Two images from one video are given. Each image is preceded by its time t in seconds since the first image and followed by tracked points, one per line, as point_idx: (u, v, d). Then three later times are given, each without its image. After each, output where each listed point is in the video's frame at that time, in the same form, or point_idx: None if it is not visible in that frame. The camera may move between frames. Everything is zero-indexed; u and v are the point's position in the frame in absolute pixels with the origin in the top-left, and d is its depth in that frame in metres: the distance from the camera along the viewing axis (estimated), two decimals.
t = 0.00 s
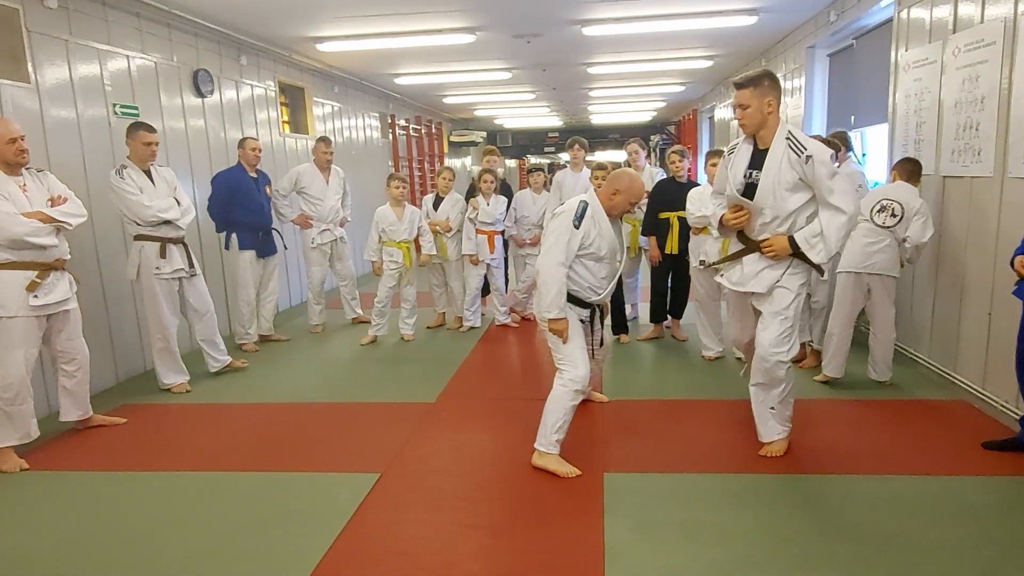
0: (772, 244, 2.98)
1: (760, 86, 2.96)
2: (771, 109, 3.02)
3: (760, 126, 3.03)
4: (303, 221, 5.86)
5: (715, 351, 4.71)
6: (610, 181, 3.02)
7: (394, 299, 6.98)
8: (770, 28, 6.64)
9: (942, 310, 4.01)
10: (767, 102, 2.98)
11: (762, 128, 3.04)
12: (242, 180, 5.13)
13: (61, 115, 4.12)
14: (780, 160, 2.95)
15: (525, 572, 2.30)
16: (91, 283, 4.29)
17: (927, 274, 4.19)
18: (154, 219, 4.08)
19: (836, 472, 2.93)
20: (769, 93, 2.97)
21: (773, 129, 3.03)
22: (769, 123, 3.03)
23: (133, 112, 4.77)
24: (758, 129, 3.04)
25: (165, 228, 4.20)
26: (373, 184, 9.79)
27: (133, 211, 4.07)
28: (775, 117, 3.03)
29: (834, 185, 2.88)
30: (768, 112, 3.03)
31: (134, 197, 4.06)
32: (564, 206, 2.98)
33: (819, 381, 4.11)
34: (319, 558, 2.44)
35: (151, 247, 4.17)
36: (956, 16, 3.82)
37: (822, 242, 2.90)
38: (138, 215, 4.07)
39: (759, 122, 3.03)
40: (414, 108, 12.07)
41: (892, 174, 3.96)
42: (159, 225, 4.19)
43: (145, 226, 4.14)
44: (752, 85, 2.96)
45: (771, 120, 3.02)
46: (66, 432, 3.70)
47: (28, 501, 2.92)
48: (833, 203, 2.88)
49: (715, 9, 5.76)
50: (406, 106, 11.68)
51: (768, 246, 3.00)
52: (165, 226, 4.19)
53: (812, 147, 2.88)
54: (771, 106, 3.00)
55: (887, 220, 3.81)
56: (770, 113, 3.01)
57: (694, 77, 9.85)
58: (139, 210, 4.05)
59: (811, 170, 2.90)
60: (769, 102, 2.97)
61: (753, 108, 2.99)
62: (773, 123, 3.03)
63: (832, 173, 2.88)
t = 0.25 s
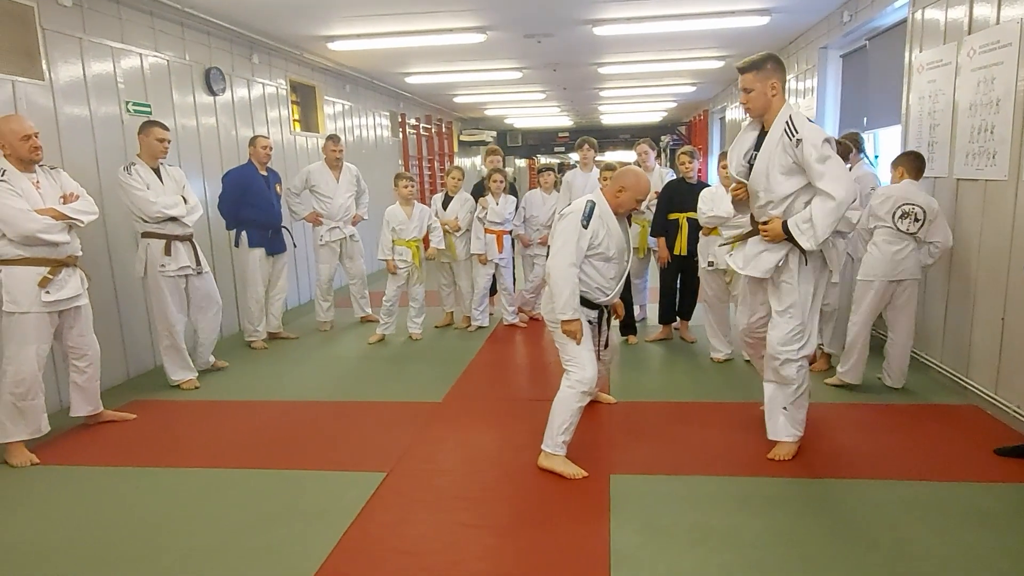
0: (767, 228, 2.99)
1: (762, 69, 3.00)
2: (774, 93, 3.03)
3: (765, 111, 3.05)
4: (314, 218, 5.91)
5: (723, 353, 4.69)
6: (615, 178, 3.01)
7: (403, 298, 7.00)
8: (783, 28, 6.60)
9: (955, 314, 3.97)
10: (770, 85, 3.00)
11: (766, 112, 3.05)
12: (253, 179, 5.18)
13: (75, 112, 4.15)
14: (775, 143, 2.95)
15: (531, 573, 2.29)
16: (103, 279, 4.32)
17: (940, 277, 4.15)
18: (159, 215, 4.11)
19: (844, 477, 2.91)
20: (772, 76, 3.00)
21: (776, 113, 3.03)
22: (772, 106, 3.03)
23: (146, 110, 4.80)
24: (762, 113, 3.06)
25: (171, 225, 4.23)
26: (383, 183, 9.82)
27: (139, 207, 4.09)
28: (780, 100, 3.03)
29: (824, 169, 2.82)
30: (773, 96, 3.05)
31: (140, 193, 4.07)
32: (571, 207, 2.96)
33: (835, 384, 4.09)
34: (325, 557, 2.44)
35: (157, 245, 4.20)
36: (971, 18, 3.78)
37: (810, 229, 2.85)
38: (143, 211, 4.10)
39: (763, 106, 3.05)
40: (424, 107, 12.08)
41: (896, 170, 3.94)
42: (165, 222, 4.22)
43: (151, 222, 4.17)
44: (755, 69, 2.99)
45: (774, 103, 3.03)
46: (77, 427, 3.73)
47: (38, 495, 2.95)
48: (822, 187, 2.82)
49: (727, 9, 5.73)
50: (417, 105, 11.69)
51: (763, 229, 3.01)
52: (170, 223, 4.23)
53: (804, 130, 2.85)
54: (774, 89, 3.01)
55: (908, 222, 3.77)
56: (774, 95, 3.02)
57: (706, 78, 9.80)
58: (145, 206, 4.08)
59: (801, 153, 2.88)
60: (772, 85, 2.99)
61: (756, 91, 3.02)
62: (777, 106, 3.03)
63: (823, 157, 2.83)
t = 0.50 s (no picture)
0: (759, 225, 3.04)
1: (767, 71, 2.99)
2: (780, 93, 3.01)
3: (770, 112, 3.04)
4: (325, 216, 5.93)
5: (732, 355, 4.67)
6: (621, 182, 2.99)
7: (410, 297, 7.02)
8: (794, 28, 6.56)
9: (966, 319, 3.94)
10: (775, 87, 2.99)
11: (772, 114, 3.05)
12: (263, 177, 5.20)
13: (87, 110, 4.18)
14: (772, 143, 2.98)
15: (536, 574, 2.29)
16: (113, 276, 4.35)
17: (951, 281, 4.12)
18: (169, 210, 4.12)
19: (852, 482, 2.89)
20: (777, 78, 2.98)
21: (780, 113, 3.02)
22: (776, 107, 3.02)
23: (157, 108, 4.83)
24: (768, 114, 3.06)
25: (179, 222, 4.25)
26: (392, 181, 9.84)
27: (147, 202, 4.11)
28: (785, 100, 3.01)
29: (807, 169, 2.81)
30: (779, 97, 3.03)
31: (149, 189, 4.09)
32: (573, 216, 2.95)
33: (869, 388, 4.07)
34: (331, 555, 2.44)
35: (165, 241, 4.22)
36: (985, 19, 3.74)
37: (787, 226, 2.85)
38: (153, 206, 4.11)
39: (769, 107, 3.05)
40: (434, 106, 12.09)
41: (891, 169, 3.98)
42: (174, 218, 4.24)
43: (160, 219, 4.19)
44: (759, 71, 2.99)
45: (778, 104, 3.01)
46: (86, 422, 3.75)
47: (48, 490, 2.97)
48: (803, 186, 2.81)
49: (738, 10, 5.70)
50: (426, 104, 11.71)
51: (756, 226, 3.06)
52: (179, 219, 4.25)
53: (792, 129, 2.85)
54: (779, 90, 3.00)
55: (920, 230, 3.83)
56: (778, 96, 3.00)
57: (716, 78, 9.76)
58: (154, 200, 4.09)
59: (790, 152, 2.88)
60: (775, 87, 2.97)
61: (761, 93, 3.02)
62: (780, 106, 3.01)
63: (807, 158, 2.81)
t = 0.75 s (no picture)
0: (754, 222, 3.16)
1: (765, 76, 3.06)
2: (779, 97, 3.08)
3: (771, 116, 3.11)
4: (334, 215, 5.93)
5: (737, 355, 4.66)
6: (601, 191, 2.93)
7: (415, 295, 7.03)
8: (801, 29, 6.54)
9: (972, 321, 3.92)
10: (773, 92, 3.06)
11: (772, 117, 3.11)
12: (268, 174, 5.21)
13: (94, 107, 4.20)
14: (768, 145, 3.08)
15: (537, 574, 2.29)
16: (118, 273, 4.37)
17: (957, 283, 4.10)
18: (173, 207, 4.14)
19: (855, 484, 2.88)
20: (775, 83, 3.05)
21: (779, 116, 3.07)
22: (775, 110, 3.08)
23: (164, 105, 4.84)
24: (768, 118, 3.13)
25: (183, 218, 4.26)
26: (397, 180, 9.85)
27: (153, 199, 4.13)
28: (784, 104, 3.07)
29: (793, 169, 2.89)
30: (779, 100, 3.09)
31: (155, 185, 4.12)
32: (548, 229, 2.98)
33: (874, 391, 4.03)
34: (332, 553, 2.44)
35: (168, 237, 4.22)
36: (993, 20, 3.72)
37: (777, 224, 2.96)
38: (157, 203, 4.13)
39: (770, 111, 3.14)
40: (440, 105, 12.10)
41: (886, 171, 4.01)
42: (178, 215, 4.25)
43: (164, 215, 4.20)
44: (757, 77, 3.07)
45: (777, 107, 3.07)
46: (91, 418, 3.77)
47: (53, 485, 2.99)
48: (788, 185, 2.90)
49: (744, 10, 5.68)
50: (432, 102, 11.72)
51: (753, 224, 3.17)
52: (183, 216, 4.26)
53: (781, 132, 2.94)
54: (777, 94, 3.07)
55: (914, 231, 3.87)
56: (776, 100, 3.07)
57: (723, 78, 9.73)
58: (159, 198, 4.12)
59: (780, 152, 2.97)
60: (774, 91, 3.05)
61: (761, 97, 3.09)
62: (778, 109, 3.07)
63: (794, 158, 2.89)
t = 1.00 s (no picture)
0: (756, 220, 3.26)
1: (769, 78, 3.12)
2: (782, 99, 3.13)
3: (774, 117, 3.16)
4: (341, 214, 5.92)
5: (741, 355, 4.66)
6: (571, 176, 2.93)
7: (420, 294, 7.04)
8: (807, 28, 6.52)
9: (978, 322, 3.90)
10: (776, 93, 3.12)
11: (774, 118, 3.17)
12: (274, 173, 5.24)
13: (100, 105, 4.22)
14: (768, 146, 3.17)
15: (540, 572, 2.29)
16: (124, 270, 4.39)
17: (963, 283, 4.07)
18: (173, 207, 4.14)
19: (859, 485, 2.87)
20: (779, 85, 3.11)
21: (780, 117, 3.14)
22: (777, 112, 3.14)
23: (170, 103, 4.86)
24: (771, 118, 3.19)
25: (182, 218, 4.25)
26: (402, 179, 9.86)
27: (156, 197, 4.15)
28: (786, 106, 3.14)
29: (785, 169, 3.01)
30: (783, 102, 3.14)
31: (158, 183, 4.14)
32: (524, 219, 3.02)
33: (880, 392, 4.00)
34: (335, 550, 2.45)
35: (167, 235, 4.23)
36: (1000, 19, 3.70)
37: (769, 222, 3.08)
38: (159, 201, 4.15)
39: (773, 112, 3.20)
40: (445, 104, 12.10)
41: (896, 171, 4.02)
42: (178, 214, 4.25)
43: (164, 213, 4.21)
44: (760, 78, 3.12)
45: (779, 108, 3.13)
46: (96, 415, 3.79)
47: (58, 481, 3.00)
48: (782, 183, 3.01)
49: (750, 9, 5.67)
50: (438, 102, 11.72)
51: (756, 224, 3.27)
52: (183, 216, 4.26)
53: (778, 133, 3.03)
54: (780, 96, 3.13)
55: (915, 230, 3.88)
56: (779, 101, 3.13)
57: (729, 78, 9.72)
58: (160, 196, 4.13)
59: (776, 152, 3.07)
60: (777, 92, 3.10)
61: (764, 98, 3.14)
62: (780, 110, 3.13)
63: (787, 158, 3.00)
